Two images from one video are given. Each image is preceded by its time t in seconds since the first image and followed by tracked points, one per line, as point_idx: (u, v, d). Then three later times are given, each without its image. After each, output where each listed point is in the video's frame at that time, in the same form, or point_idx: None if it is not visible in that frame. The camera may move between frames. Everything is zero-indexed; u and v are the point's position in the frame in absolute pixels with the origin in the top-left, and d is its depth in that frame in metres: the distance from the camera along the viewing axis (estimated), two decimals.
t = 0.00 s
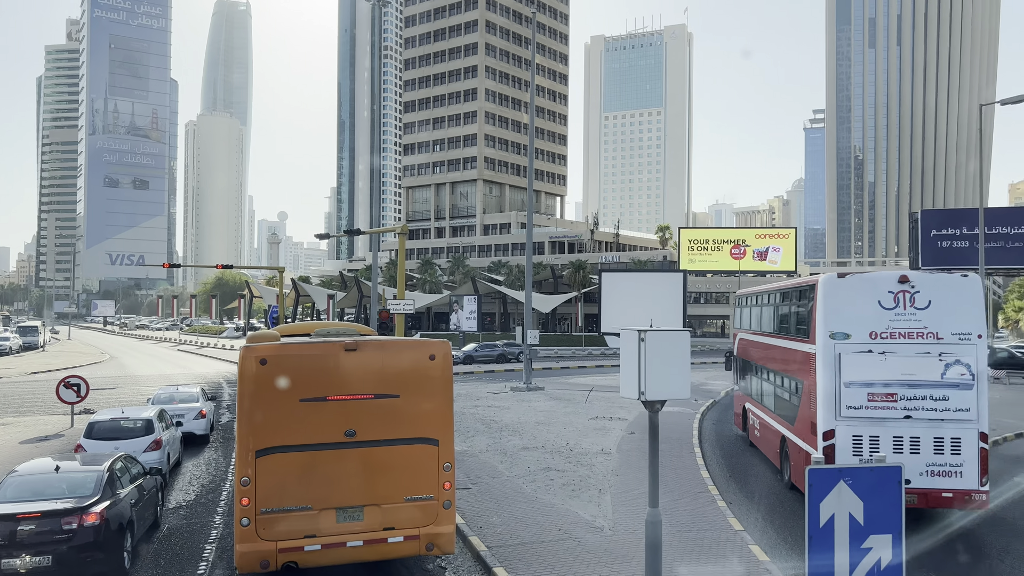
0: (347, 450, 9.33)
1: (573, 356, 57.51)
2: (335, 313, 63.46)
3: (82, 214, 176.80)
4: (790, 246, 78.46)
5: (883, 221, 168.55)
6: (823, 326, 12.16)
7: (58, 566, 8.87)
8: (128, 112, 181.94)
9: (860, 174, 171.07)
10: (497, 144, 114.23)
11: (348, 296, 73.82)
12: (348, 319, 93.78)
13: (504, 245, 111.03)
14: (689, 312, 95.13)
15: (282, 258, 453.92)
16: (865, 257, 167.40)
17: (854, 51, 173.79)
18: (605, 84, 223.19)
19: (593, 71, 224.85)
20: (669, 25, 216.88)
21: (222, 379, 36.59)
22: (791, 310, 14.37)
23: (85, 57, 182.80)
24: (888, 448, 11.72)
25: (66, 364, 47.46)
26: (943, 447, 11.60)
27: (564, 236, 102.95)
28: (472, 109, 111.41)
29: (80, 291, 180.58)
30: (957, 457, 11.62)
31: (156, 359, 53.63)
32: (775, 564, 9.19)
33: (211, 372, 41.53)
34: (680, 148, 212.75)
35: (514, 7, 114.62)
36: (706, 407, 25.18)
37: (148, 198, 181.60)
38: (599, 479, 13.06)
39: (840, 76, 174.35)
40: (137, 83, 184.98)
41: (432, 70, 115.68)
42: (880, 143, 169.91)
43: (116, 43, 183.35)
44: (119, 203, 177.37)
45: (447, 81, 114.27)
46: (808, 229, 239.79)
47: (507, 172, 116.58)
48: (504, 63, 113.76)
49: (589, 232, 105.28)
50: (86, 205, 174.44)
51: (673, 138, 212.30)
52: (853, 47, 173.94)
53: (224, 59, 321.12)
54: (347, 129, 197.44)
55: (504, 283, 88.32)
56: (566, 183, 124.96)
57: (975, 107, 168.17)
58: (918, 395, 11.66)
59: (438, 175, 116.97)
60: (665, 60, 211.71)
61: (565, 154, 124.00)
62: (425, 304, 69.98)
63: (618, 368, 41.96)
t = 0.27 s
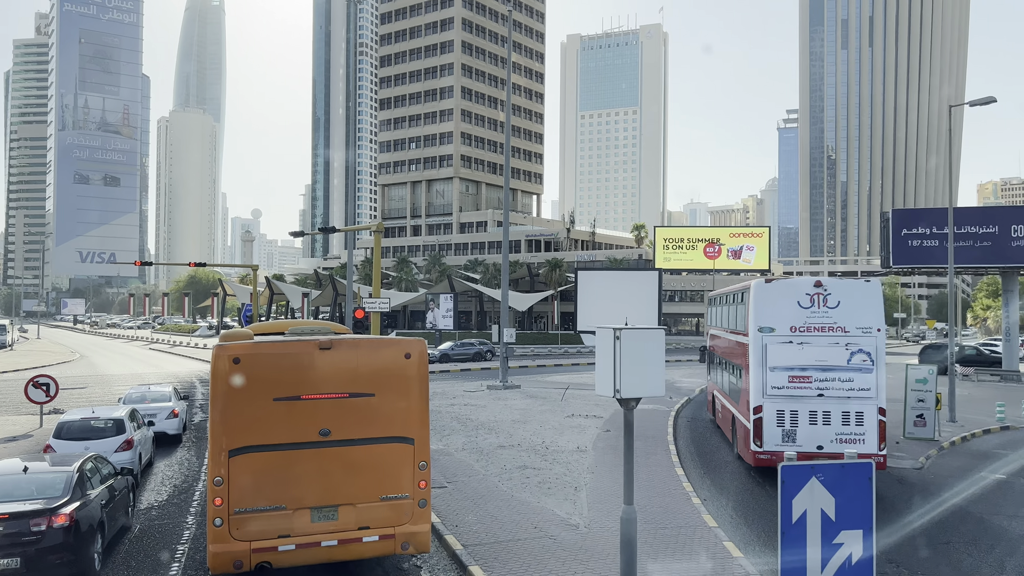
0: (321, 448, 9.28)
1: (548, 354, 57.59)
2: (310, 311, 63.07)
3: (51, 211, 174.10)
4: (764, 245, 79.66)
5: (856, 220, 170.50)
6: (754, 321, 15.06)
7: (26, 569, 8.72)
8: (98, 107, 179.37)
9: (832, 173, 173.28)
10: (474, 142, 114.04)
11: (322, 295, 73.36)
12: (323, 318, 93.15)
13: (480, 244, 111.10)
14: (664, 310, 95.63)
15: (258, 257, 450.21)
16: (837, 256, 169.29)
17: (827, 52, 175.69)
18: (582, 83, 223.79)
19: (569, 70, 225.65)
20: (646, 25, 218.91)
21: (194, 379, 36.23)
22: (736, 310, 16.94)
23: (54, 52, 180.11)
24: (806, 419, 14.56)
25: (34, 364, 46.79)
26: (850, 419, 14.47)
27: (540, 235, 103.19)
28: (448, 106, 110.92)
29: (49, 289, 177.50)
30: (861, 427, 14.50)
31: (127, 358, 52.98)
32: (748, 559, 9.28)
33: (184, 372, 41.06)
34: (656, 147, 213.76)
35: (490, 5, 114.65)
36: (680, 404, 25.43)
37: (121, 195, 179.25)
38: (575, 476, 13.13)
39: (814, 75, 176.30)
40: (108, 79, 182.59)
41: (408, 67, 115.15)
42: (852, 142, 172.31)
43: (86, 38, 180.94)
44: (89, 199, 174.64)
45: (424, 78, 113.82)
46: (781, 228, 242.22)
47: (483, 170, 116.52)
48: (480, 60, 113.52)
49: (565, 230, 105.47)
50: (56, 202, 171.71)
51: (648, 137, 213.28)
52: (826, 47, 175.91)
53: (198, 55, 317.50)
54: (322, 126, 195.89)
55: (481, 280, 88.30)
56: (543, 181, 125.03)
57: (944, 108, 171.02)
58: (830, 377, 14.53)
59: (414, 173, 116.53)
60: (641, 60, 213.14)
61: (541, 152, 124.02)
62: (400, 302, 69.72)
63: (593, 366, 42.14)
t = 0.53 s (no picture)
0: (307, 448, 9.24)
1: (536, 353, 57.72)
2: (296, 311, 62.90)
3: (35, 210, 172.65)
4: (750, 245, 80.54)
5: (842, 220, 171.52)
6: (717, 321, 17.66)
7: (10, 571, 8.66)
8: (82, 106, 178.00)
9: (818, 174, 173.87)
10: (461, 141, 113.90)
11: (310, 293, 73.19)
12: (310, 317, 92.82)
13: (468, 243, 111.02)
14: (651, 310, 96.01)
15: (245, 256, 448.25)
16: (823, 256, 170.22)
17: (813, 53, 176.74)
18: (569, 82, 224.16)
19: (557, 69, 225.83)
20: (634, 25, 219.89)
21: (180, 378, 36.07)
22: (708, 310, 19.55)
23: (37, 49, 178.42)
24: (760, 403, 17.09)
25: (19, 363, 46.41)
26: (796, 404, 16.93)
27: (528, 234, 103.45)
28: (436, 105, 110.61)
29: (33, 289, 175.87)
30: (807, 410, 16.93)
31: (111, 358, 52.69)
32: (734, 557, 9.33)
33: (169, 372, 40.82)
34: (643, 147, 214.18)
35: (477, 4, 114.65)
36: (667, 404, 25.54)
37: (106, 194, 177.98)
38: (562, 475, 13.13)
39: (800, 76, 177.29)
40: (93, 77, 181.12)
41: (395, 67, 114.93)
42: (838, 143, 173.24)
43: (70, 35, 179.45)
44: (73, 198, 173.33)
45: (410, 77, 113.54)
46: (768, 227, 243.40)
47: (470, 169, 116.38)
48: (467, 59, 113.44)
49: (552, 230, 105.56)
50: (40, 201, 170.24)
51: (636, 136, 213.73)
52: (812, 48, 177.01)
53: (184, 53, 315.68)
54: (309, 125, 195.19)
55: (468, 280, 88.28)
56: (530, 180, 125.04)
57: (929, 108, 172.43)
58: (779, 368, 17.00)
59: (401, 172, 116.27)
60: (627, 60, 213.83)
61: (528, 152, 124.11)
62: (388, 302, 69.58)
63: (581, 365, 42.25)
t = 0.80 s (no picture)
0: (303, 449, 9.25)
1: (532, 353, 57.75)
2: (292, 311, 62.80)
3: (30, 210, 172.23)
4: (746, 245, 80.51)
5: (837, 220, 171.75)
6: (701, 321, 20.41)
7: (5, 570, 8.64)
8: (77, 105, 177.55)
9: (814, 174, 174.62)
10: (457, 141, 113.88)
11: (305, 294, 73.16)
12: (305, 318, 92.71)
13: (464, 243, 110.96)
14: (647, 310, 96.22)
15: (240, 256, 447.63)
16: (819, 256, 170.43)
17: (809, 53, 177.12)
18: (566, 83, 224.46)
19: (553, 69, 225.97)
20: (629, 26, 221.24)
21: (176, 379, 36.02)
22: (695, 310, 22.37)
23: (33, 49, 177.81)
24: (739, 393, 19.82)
25: (13, 364, 46.30)
26: (768, 392, 19.72)
27: (524, 234, 103.60)
28: (432, 105, 110.67)
29: (28, 289, 175.36)
30: (778, 398, 19.69)
31: (106, 358, 52.67)
32: (730, 557, 9.38)
33: (165, 372, 40.65)
34: (639, 147, 214.37)
35: (473, 5, 114.71)
36: (663, 404, 25.59)
37: (102, 194, 177.54)
38: (558, 475, 13.14)
39: (795, 76, 177.60)
40: (88, 76, 180.65)
41: (391, 67, 114.94)
42: (834, 143, 173.49)
43: (66, 35, 178.92)
44: (69, 199, 172.90)
45: (406, 78, 113.58)
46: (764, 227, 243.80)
47: (466, 169, 116.32)
48: (463, 60, 113.50)
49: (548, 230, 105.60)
50: (35, 202, 169.78)
51: (632, 136, 214.08)
52: (808, 48, 177.44)
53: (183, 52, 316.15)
54: (304, 125, 195.13)
55: (464, 280, 88.15)
56: (526, 181, 125.04)
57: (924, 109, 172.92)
58: (755, 361, 19.73)
59: (397, 172, 116.20)
60: (624, 60, 215.76)
61: (524, 152, 124.22)
62: (384, 302, 69.52)
63: (577, 365, 42.28)
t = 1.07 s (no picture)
0: (306, 451, 9.25)
1: (535, 354, 57.80)
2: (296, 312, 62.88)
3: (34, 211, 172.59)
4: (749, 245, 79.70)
5: (841, 221, 171.48)
6: (703, 321, 24.06)
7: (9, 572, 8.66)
8: (81, 107, 177.74)
9: (818, 177, 173.26)
10: (460, 142, 113.86)
11: (308, 295, 73.20)
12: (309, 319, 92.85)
13: (467, 244, 111.04)
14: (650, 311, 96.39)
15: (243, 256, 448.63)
16: (823, 257, 170.18)
17: (813, 54, 176.87)
18: (568, 84, 224.46)
19: (556, 70, 226.09)
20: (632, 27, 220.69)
21: (179, 380, 36.12)
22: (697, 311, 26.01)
23: (37, 50, 178.05)
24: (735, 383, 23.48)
25: (18, 365, 46.46)
26: (759, 383, 23.39)
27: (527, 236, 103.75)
28: (435, 107, 110.76)
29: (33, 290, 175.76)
30: (768, 388, 23.32)
31: (111, 359, 52.79)
32: (733, 559, 9.37)
33: (169, 373, 40.79)
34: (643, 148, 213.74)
35: (476, 6, 114.68)
36: (667, 405, 25.62)
37: (105, 195, 177.82)
38: (561, 477, 13.12)
39: (799, 77, 177.27)
40: (92, 78, 180.87)
41: (394, 68, 114.92)
42: (837, 144, 173.24)
43: (70, 36, 179.11)
44: (73, 200, 173.30)
45: (409, 79, 113.61)
46: (767, 228, 243.59)
47: (469, 170, 116.27)
48: (467, 61, 113.46)
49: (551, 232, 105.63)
50: (39, 203, 170.16)
51: (635, 137, 213.59)
52: (811, 49, 177.15)
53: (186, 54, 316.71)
54: (308, 127, 195.43)
55: (467, 281, 88.16)
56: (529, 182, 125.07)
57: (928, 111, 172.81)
58: (747, 355, 23.38)
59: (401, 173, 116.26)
60: (626, 61, 214.10)
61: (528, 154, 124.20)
62: (387, 303, 69.56)
63: (581, 367, 42.34)
